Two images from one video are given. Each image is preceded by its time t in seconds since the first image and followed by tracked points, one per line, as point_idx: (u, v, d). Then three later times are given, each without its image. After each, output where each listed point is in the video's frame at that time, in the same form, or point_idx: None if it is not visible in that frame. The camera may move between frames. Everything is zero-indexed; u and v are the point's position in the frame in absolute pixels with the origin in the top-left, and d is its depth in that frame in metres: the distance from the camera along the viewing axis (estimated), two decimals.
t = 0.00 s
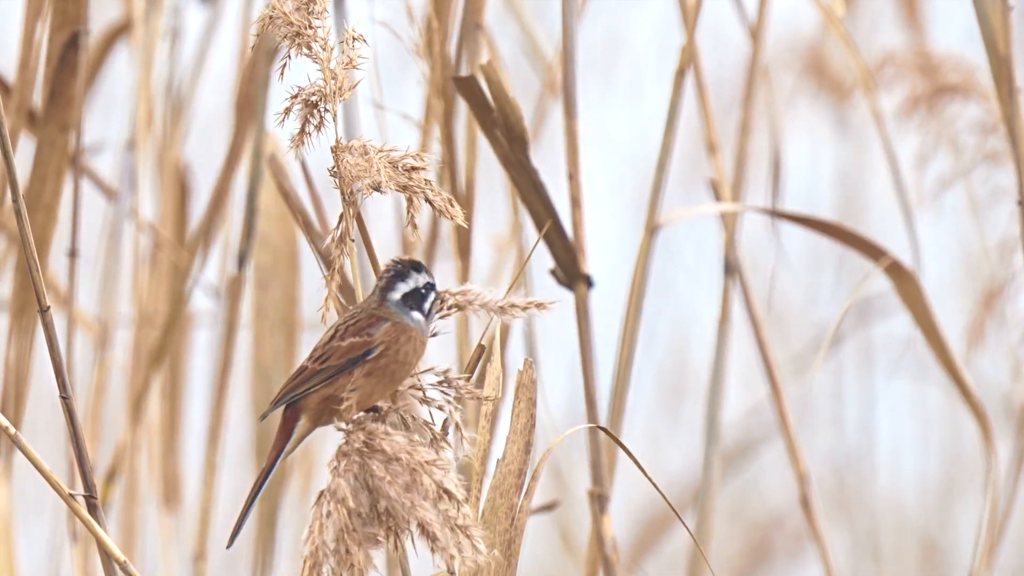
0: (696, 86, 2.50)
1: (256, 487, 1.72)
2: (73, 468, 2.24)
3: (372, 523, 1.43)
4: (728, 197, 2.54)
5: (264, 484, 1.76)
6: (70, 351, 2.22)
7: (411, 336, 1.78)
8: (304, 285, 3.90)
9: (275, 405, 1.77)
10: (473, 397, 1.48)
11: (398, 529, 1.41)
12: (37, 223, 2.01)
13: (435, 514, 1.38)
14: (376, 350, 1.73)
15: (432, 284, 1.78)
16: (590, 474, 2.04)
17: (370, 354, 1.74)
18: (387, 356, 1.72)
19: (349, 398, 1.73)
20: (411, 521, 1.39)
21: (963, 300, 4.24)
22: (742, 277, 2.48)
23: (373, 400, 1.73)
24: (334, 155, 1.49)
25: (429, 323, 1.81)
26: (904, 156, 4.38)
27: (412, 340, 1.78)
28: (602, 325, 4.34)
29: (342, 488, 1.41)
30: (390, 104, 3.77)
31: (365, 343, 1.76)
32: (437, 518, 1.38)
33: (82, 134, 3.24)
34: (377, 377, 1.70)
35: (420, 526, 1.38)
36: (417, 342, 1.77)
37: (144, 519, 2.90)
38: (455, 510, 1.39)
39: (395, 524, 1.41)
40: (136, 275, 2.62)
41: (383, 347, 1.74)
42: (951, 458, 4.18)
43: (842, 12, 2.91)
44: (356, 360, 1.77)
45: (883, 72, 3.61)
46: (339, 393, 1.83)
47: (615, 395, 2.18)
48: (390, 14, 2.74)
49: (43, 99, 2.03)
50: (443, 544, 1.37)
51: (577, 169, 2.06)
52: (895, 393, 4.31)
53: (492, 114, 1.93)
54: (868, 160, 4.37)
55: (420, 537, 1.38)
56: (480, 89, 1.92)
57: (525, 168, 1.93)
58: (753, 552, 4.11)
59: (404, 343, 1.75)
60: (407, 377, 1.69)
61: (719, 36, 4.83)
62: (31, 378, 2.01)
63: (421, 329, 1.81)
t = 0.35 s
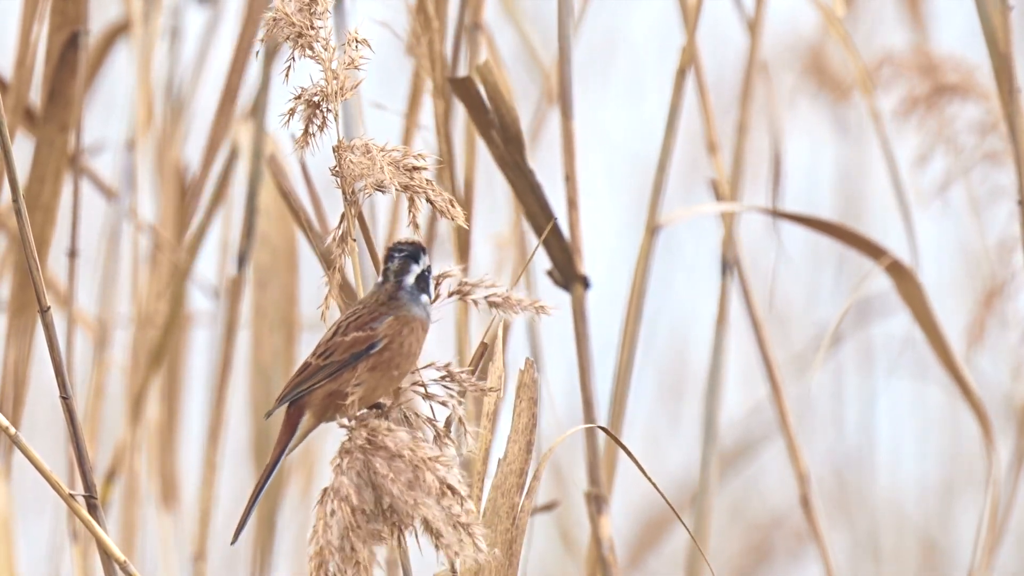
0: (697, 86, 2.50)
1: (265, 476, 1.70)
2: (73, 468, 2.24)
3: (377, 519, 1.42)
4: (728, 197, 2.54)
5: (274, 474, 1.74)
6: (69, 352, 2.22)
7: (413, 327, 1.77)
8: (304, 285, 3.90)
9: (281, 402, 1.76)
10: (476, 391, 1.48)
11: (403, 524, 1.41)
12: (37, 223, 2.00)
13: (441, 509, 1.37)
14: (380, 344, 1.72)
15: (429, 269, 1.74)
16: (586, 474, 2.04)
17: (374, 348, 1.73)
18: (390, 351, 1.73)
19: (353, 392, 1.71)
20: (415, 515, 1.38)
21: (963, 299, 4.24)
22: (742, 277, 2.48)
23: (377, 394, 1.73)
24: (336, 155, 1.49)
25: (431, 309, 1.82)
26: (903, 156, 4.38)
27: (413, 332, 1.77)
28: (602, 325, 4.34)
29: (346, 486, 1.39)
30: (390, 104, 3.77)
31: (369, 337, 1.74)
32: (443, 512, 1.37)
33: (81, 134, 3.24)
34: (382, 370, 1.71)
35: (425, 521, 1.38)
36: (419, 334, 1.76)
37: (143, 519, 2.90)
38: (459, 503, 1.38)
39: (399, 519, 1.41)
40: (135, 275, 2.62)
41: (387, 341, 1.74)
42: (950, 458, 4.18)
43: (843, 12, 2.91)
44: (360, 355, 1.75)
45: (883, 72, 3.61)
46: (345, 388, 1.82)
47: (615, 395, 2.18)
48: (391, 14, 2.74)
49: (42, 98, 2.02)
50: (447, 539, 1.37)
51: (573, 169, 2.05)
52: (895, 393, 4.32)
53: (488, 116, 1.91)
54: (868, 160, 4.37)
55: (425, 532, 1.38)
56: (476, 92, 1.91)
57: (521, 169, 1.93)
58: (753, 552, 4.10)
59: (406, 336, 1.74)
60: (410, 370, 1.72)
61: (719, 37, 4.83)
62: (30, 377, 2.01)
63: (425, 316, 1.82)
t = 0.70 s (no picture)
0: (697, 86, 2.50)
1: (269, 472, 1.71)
2: (73, 469, 2.24)
3: (377, 517, 1.41)
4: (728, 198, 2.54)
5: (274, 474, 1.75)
6: (69, 352, 2.22)
7: (411, 327, 1.76)
8: (304, 285, 3.90)
9: (279, 398, 1.78)
10: (474, 391, 1.49)
11: (405, 520, 1.40)
12: (37, 224, 2.00)
13: (443, 498, 1.38)
14: (376, 341, 1.72)
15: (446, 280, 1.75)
16: (585, 475, 2.04)
17: (371, 344, 1.73)
18: (386, 348, 1.73)
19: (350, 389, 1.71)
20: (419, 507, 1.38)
21: (963, 300, 4.24)
22: (742, 278, 2.48)
23: (372, 391, 1.73)
24: (338, 154, 1.49)
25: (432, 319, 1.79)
26: (903, 156, 4.38)
27: (409, 334, 1.75)
28: (602, 325, 4.33)
29: (344, 482, 1.39)
30: (390, 104, 3.77)
31: (365, 334, 1.74)
32: (446, 502, 1.38)
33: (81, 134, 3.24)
34: (378, 367, 1.72)
35: (428, 513, 1.38)
36: (415, 334, 1.75)
37: (143, 519, 2.90)
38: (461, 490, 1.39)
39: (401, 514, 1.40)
40: (135, 276, 2.62)
41: (383, 338, 1.73)
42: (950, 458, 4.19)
43: (843, 12, 2.91)
44: (358, 351, 1.76)
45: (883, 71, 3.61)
46: (342, 384, 1.82)
47: (615, 395, 2.18)
48: (391, 14, 2.73)
49: (43, 99, 2.02)
50: (455, 527, 1.37)
51: (573, 170, 2.05)
52: (894, 393, 4.34)
53: (486, 115, 1.91)
54: (868, 160, 4.37)
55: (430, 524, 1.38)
56: (475, 92, 1.91)
57: (519, 168, 1.93)
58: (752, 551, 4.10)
59: (401, 335, 1.73)
60: (405, 367, 1.74)
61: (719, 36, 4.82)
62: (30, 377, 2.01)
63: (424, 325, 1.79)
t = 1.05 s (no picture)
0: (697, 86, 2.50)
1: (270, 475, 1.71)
2: (72, 469, 2.24)
3: (379, 518, 1.42)
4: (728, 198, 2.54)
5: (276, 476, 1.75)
6: (68, 353, 2.22)
7: (415, 324, 1.75)
8: (304, 285, 3.90)
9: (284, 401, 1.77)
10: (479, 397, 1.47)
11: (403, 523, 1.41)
12: (36, 223, 2.00)
13: (444, 505, 1.37)
14: (381, 341, 1.70)
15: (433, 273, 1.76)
16: (584, 475, 2.04)
17: (376, 344, 1.72)
18: (391, 346, 1.70)
19: (356, 390, 1.70)
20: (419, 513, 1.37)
21: (963, 299, 4.24)
22: (742, 278, 2.48)
23: (378, 390, 1.73)
24: (338, 155, 1.49)
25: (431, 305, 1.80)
26: (903, 156, 4.38)
27: (414, 329, 1.74)
28: (602, 325, 4.33)
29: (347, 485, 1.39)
30: (390, 104, 3.77)
31: (370, 334, 1.73)
32: (446, 509, 1.37)
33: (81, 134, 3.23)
34: (384, 365, 1.70)
35: (429, 519, 1.37)
36: (420, 331, 1.74)
37: (143, 519, 2.90)
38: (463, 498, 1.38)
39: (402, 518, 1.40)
40: (134, 275, 2.61)
41: (388, 337, 1.72)
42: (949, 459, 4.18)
43: (843, 12, 2.91)
44: (363, 351, 1.75)
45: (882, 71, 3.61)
46: (348, 385, 1.81)
47: (615, 395, 2.18)
48: (391, 14, 2.73)
49: (42, 100, 2.00)
50: (454, 535, 1.36)
51: (572, 170, 2.05)
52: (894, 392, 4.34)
53: (487, 116, 1.91)
54: (868, 160, 4.37)
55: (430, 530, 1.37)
56: (476, 92, 1.91)
57: (519, 169, 1.92)
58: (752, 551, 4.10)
59: (406, 332, 1.72)
60: (411, 365, 1.71)
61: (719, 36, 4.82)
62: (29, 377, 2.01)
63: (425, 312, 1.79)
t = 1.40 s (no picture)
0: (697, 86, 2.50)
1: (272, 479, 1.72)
2: (72, 469, 2.24)
3: (388, 508, 1.42)
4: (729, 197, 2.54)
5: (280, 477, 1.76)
6: (68, 353, 2.22)
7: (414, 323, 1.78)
8: (303, 285, 3.90)
9: (288, 402, 1.77)
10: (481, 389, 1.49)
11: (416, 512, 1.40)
12: (36, 224, 2.01)
13: (452, 490, 1.38)
14: (384, 341, 1.74)
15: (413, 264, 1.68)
16: (586, 475, 2.04)
17: (378, 345, 1.75)
18: (394, 346, 1.75)
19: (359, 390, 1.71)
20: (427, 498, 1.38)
21: (963, 299, 4.24)
22: (742, 278, 2.49)
23: (381, 390, 1.74)
24: (339, 155, 1.50)
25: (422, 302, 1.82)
26: (903, 156, 4.38)
27: (414, 327, 1.79)
28: (602, 326, 4.33)
29: (356, 471, 1.39)
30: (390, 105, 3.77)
31: (373, 334, 1.76)
32: (455, 495, 1.37)
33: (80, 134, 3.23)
34: (388, 364, 1.73)
35: (438, 505, 1.37)
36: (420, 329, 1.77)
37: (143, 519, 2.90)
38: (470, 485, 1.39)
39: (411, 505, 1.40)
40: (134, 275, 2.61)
41: (390, 338, 1.76)
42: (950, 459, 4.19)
43: (843, 12, 2.91)
44: (365, 352, 1.77)
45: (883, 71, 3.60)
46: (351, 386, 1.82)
47: (615, 395, 2.18)
48: (390, 14, 2.74)
49: (41, 99, 2.01)
50: (460, 524, 1.36)
51: (572, 170, 2.05)
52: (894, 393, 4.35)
53: (487, 116, 1.91)
54: (868, 161, 4.37)
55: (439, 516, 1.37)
56: (475, 92, 1.91)
57: (520, 169, 1.93)
58: (752, 551, 4.10)
59: (408, 331, 1.76)
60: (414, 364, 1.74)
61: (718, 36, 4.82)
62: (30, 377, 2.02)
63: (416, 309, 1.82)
